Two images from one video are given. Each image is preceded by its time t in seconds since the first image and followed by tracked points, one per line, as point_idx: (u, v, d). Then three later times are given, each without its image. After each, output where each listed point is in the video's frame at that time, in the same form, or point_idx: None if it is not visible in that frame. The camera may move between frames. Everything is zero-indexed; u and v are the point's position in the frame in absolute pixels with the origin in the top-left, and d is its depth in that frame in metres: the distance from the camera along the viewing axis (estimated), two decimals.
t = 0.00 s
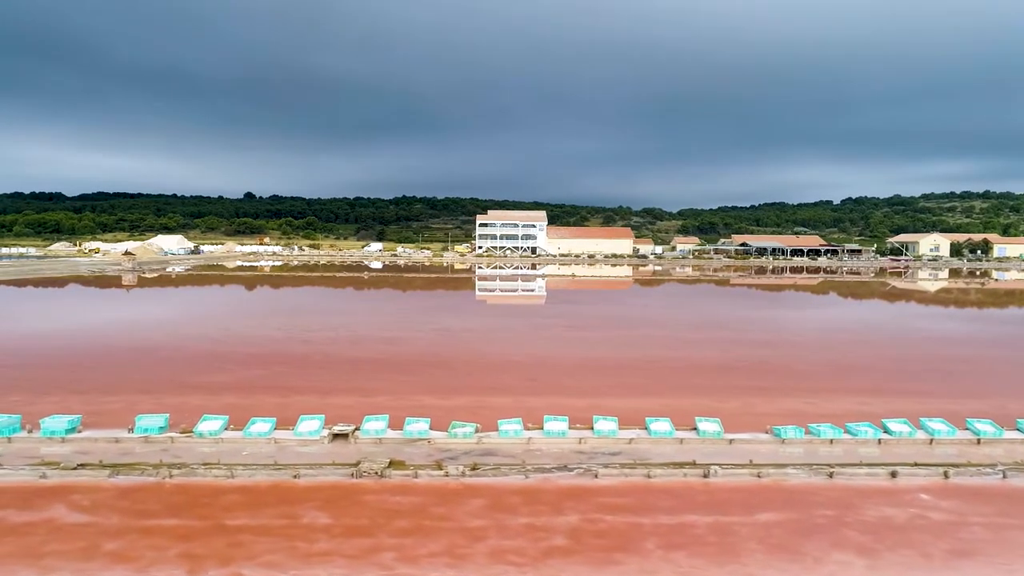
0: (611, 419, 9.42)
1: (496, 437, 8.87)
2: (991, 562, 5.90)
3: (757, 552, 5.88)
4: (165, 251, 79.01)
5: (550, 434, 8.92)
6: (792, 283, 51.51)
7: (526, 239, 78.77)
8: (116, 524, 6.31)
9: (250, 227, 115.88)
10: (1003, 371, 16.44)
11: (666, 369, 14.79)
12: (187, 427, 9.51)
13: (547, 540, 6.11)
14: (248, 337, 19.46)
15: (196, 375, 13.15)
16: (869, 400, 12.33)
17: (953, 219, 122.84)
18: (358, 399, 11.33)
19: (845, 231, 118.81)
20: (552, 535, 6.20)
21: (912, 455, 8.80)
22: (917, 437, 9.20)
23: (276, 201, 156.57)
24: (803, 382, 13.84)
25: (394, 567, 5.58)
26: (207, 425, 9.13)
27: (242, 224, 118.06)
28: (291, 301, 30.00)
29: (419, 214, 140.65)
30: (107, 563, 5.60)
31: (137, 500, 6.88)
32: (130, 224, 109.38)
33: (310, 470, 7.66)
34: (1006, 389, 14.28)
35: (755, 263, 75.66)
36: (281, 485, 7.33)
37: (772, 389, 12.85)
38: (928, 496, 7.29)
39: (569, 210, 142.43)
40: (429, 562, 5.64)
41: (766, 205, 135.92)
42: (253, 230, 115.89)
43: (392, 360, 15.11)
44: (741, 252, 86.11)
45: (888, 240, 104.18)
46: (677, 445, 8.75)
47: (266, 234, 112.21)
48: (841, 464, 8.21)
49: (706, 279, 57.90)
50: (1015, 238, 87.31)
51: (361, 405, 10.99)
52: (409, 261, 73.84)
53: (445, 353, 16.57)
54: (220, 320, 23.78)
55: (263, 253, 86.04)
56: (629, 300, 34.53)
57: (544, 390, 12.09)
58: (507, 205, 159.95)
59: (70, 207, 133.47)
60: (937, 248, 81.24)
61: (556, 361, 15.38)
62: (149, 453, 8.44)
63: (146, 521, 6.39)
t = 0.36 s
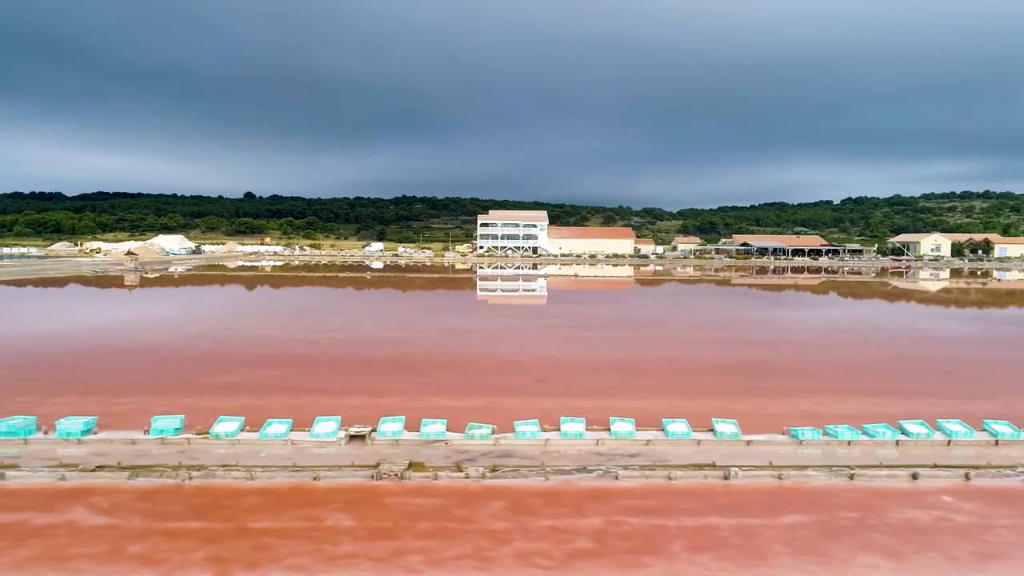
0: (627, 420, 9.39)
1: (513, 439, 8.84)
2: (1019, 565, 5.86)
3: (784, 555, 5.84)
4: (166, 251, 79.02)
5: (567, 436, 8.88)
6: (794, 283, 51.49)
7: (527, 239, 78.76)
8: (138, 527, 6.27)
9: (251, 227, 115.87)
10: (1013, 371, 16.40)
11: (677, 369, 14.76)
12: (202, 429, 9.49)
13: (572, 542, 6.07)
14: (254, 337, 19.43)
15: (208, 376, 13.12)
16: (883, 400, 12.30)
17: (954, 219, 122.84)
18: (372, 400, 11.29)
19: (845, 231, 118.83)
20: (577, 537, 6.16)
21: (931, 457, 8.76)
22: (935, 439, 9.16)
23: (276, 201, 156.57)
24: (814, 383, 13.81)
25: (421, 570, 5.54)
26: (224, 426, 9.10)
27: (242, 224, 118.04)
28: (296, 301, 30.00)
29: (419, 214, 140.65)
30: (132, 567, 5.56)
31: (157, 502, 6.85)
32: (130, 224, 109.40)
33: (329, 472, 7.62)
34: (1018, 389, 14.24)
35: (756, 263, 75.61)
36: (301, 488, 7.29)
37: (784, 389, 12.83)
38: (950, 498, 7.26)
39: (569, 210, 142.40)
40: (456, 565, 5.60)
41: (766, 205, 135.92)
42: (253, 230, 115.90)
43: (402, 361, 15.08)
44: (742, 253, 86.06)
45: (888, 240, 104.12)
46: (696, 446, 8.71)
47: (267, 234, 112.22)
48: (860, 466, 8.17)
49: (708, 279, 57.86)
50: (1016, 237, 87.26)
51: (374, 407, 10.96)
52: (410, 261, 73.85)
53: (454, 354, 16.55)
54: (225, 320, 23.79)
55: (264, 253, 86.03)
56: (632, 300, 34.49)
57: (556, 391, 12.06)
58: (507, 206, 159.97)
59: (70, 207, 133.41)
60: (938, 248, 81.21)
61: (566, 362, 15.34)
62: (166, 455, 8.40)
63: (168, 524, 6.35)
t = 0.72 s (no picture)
0: (642, 421, 9.39)
1: (531, 439, 8.84)
2: None
3: (809, 556, 5.84)
4: (167, 251, 78.98)
5: (583, 436, 8.89)
6: (796, 283, 51.50)
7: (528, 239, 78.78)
8: (162, 528, 6.26)
9: (251, 227, 115.86)
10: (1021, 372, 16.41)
11: (687, 370, 14.77)
12: (218, 429, 9.49)
13: (596, 543, 6.07)
14: (261, 337, 19.43)
15: (220, 376, 13.12)
16: (895, 401, 12.30)
17: (954, 219, 122.81)
18: (385, 401, 11.28)
19: (846, 231, 118.88)
20: (601, 538, 6.16)
21: (947, 458, 8.76)
22: (951, 439, 9.16)
23: (276, 202, 156.59)
24: (826, 383, 13.81)
25: (447, 571, 5.54)
26: (240, 427, 9.10)
27: (243, 224, 118.00)
28: (300, 301, 30.01)
29: (419, 214, 140.63)
30: (158, 568, 5.56)
31: (179, 503, 6.83)
32: (131, 224, 109.34)
33: (348, 473, 7.62)
34: None
35: (758, 263, 75.58)
36: (321, 489, 7.28)
37: (796, 390, 12.84)
38: (971, 499, 7.26)
39: (569, 210, 142.40)
40: (483, 566, 5.60)
41: (767, 205, 135.96)
42: (254, 230, 115.85)
43: (412, 361, 15.08)
44: (743, 253, 86.07)
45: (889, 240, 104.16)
46: (712, 446, 8.72)
47: (267, 234, 112.18)
48: (878, 466, 8.17)
49: (710, 279, 57.87)
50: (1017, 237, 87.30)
51: (388, 407, 10.96)
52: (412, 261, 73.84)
53: (463, 354, 16.56)
54: (231, 320, 23.82)
55: (265, 253, 86.02)
56: (636, 300, 34.50)
57: (569, 392, 12.07)
58: (507, 206, 159.99)
59: (70, 207, 133.41)
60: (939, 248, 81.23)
61: (575, 363, 15.35)
62: (184, 456, 8.39)
63: (192, 524, 6.34)
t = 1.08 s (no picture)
0: (657, 421, 9.43)
1: (546, 440, 8.86)
2: None
3: (833, 556, 5.87)
4: (168, 251, 78.94)
5: (598, 436, 8.91)
6: (797, 283, 51.55)
7: (529, 239, 78.87)
8: (185, 528, 6.29)
9: (251, 227, 115.91)
10: None
11: (696, 370, 14.83)
12: (234, 429, 9.52)
13: (620, 544, 6.08)
14: (268, 337, 19.46)
15: (232, 376, 13.18)
16: (905, 400, 12.36)
17: (954, 219, 122.80)
18: (398, 402, 11.32)
19: (846, 231, 118.96)
20: (624, 539, 6.17)
21: (962, 458, 8.79)
22: (965, 439, 9.20)
23: (276, 202, 156.56)
24: (834, 383, 13.84)
25: (474, 571, 5.57)
26: (256, 427, 9.14)
27: (243, 224, 118.03)
28: (303, 301, 30.08)
29: (419, 214, 140.59)
30: (185, 568, 5.58)
31: (201, 503, 6.86)
32: (131, 224, 109.36)
33: (367, 473, 7.63)
34: None
35: (758, 263, 75.61)
36: (341, 489, 7.31)
37: (807, 390, 12.88)
38: (989, 499, 7.29)
39: (569, 210, 142.47)
40: (508, 567, 5.63)
41: (767, 205, 136.02)
42: (254, 230, 115.90)
43: (421, 361, 15.14)
44: (744, 253, 86.17)
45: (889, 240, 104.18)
46: (727, 447, 8.75)
47: (268, 234, 112.21)
48: (894, 467, 8.19)
49: (710, 279, 57.93)
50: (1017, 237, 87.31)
51: (400, 407, 11.00)
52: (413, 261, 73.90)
53: (471, 354, 16.62)
54: (236, 319, 23.86)
55: (265, 253, 86.06)
56: (638, 300, 34.53)
57: (580, 392, 12.09)
58: (507, 206, 160.01)
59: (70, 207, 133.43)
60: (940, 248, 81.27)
61: (584, 363, 15.38)
62: (201, 457, 8.41)
63: (216, 524, 6.38)
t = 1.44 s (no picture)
0: (672, 421, 9.48)
1: (563, 440, 8.92)
2: None
3: (856, 555, 5.92)
4: (170, 251, 78.96)
5: (614, 436, 8.96)
6: (799, 283, 51.59)
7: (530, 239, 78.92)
8: (211, 527, 6.34)
9: (252, 227, 115.96)
10: None
11: (704, 370, 14.88)
12: (251, 429, 9.56)
13: (643, 543, 6.13)
14: (277, 337, 19.50)
15: (244, 376, 13.23)
16: (914, 400, 12.41)
17: (954, 219, 122.86)
18: (411, 402, 11.37)
19: (846, 231, 119.06)
20: (647, 538, 6.22)
21: (977, 458, 8.84)
22: (978, 439, 9.25)
23: (276, 201, 156.65)
24: (844, 383, 13.90)
25: (502, 569, 5.61)
26: (274, 427, 9.18)
27: (244, 224, 118.08)
28: (307, 301, 30.13)
29: (419, 213, 140.56)
30: (215, 567, 5.62)
31: (225, 503, 6.92)
32: (132, 224, 109.39)
33: (387, 473, 7.69)
34: None
35: (760, 263, 75.66)
36: (363, 488, 7.36)
37: (818, 390, 12.92)
38: (1005, 499, 7.34)
39: (569, 211, 142.53)
40: (534, 565, 5.67)
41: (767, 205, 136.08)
42: (254, 230, 115.95)
43: (431, 361, 15.19)
44: (745, 253, 86.22)
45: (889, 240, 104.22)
46: (742, 447, 8.80)
47: (268, 233, 112.27)
48: (910, 467, 8.24)
49: (711, 279, 57.99)
50: (1018, 237, 87.34)
51: (414, 407, 11.05)
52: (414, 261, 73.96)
53: (479, 354, 16.67)
54: (244, 319, 23.91)
55: (267, 253, 86.11)
56: (641, 300, 34.60)
57: (593, 392, 12.13)
58: (507, 206, 160.06)
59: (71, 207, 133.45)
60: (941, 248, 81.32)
61: (594, 363, 15.42)
62: (220, 456, 8.46)
63: (241, 524, 6.43)
